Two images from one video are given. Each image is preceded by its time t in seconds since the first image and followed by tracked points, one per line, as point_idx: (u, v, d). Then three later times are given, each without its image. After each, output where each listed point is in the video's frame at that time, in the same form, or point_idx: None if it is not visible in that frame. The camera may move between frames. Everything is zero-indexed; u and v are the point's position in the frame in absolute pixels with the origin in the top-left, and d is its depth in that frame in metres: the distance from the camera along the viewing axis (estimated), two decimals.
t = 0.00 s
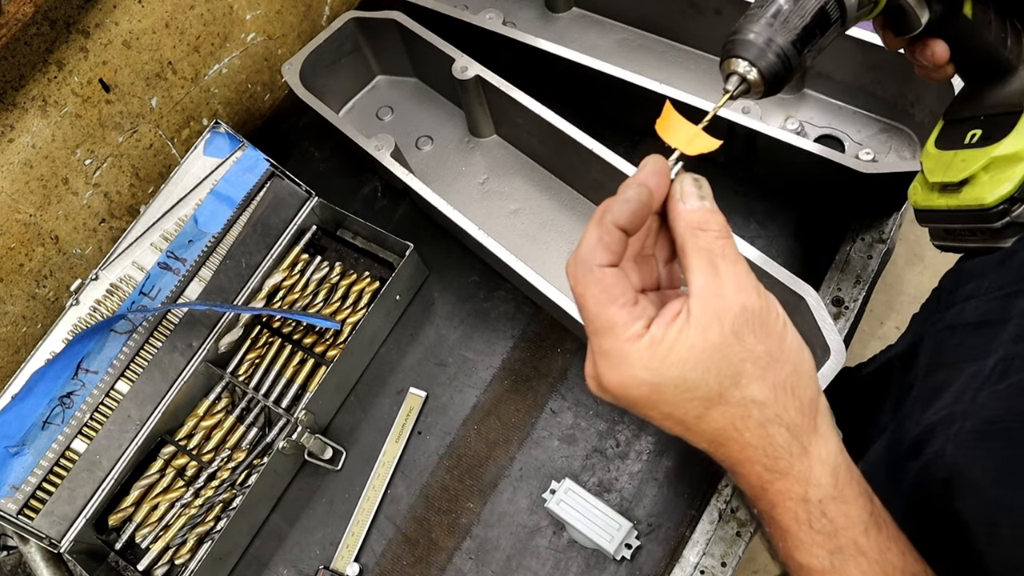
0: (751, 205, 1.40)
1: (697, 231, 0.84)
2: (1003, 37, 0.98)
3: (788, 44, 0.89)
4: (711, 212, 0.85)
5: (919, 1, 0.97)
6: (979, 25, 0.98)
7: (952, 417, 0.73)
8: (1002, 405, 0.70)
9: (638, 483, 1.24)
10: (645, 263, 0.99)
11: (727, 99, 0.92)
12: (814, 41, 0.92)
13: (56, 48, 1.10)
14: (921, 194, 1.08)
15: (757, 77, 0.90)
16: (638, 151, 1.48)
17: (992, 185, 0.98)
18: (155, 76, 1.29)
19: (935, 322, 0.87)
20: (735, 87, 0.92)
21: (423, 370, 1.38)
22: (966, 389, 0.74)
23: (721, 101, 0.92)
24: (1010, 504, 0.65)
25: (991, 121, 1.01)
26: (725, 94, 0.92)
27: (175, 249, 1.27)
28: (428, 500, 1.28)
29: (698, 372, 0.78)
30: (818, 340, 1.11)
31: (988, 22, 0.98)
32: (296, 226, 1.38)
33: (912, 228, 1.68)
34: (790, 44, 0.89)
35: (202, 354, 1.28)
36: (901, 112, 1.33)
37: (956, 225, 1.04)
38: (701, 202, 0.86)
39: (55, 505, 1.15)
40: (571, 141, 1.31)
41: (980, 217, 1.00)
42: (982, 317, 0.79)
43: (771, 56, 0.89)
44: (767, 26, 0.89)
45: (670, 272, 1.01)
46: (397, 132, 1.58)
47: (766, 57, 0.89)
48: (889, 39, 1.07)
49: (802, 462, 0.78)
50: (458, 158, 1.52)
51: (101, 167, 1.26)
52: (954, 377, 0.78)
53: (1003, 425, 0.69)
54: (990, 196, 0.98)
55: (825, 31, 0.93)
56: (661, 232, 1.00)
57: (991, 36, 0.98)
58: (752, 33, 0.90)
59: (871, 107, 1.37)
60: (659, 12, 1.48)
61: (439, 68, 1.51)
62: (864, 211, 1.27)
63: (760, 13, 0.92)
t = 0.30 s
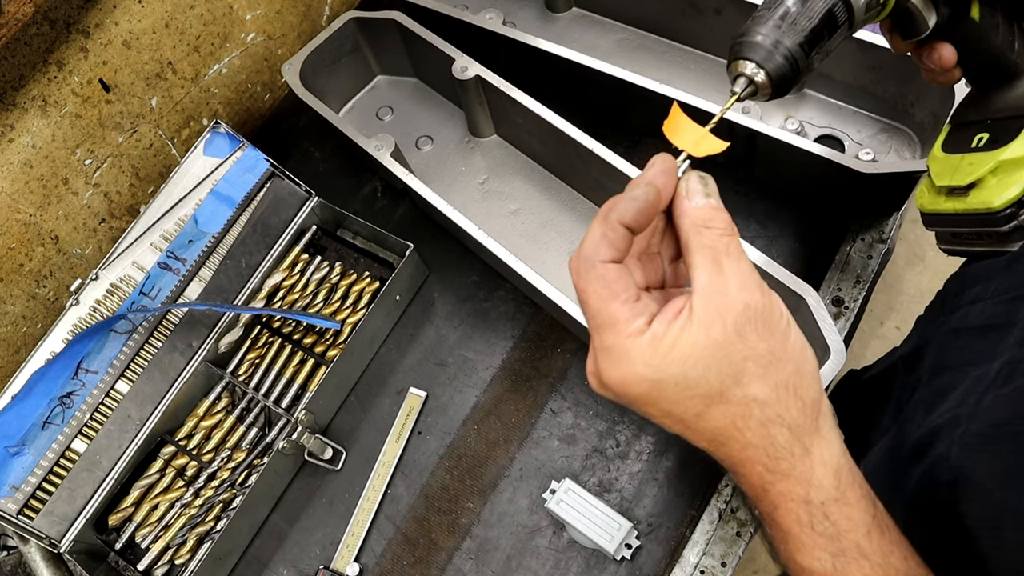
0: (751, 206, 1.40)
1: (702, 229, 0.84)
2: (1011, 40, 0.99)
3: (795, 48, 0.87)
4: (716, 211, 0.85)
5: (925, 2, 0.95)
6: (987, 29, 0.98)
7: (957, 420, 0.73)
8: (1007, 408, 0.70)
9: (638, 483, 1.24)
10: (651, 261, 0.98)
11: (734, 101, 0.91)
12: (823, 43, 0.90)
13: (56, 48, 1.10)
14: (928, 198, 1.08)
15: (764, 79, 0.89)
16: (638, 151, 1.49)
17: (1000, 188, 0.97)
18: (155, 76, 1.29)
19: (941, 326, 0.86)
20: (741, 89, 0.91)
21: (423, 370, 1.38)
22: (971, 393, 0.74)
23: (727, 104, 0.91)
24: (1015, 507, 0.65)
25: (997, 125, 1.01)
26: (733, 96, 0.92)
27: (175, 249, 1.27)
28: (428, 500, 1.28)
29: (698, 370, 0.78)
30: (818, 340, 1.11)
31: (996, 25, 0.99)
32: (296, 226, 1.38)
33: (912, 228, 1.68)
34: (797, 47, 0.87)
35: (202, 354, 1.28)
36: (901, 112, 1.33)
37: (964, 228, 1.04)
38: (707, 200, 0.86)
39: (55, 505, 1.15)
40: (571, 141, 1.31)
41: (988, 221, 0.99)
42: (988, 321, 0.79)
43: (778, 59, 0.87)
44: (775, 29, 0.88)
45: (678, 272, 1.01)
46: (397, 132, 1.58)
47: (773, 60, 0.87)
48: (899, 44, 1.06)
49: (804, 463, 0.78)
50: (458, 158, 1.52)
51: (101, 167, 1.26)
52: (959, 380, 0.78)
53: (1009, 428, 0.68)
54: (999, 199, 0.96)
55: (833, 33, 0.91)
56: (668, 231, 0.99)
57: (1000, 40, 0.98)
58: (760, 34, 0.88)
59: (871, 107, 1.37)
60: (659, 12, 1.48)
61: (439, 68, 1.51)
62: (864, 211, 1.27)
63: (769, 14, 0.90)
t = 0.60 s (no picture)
0: (751, 206, 1.40)
1: (689, 252, 0.78)
2: (1017, 45, 0.97)
3: (804, 53, 0.87)
4: (703, 232, 0.79)
5: (931, 7, 0.96)
6: (992, 32, 0.97)
7: (961, 427, 0.73)
8: (1015, 413, 0.69)
9: (638, 483, 1.24)
10: (640, 284, 0.93)
11: (740, 105, 0.91)
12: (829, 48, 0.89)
13: (56, 48, 1.10)
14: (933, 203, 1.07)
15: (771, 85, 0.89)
16: (638, 151, 1.49)
17: (1005, 194, 0.96)
18: (155, 76, 1.29)
19: (950, 328, 0.86)
20: (747, 94, 0.91)
21: (423, 370, 1.38)
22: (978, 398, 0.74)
23: (733, 108, 0.90)
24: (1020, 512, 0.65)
25: (1002, 131, 1.01)
26: (739, 100, 0.91)
27: (175, 249, 1.27)
28: (428, 500, 1.28)
29: (688, 400, 0.72)
30: (818, 340, 1.11)
31: (1002, 29, 0.97)
32: (296, 226, 1.38)
33: (912, 228, 1.68)
34: (803, 51, 0.87)
35: (202, 354, 1.28)
36: (901, 113, 1.33)
37: (968, 233, 1.02)
38: (692, 223, 0.80)
39: (55, 506, 1.15)
40: (571, 142, 1.31)
41: (992, 227, 0.98)
42: (994, 326, 0.79)
43: (784, 63, 0.87)
44: (781, 35, 0.87)
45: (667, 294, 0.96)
46: (397, 132, 1.58)
47: (780, 65, 0.87)
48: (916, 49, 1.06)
49: (797, 486, 0.71)
50: (458, 158, 1.52)
51: (101, 167, 1.26)
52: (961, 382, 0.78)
53: (1013, 434, 0.68)
54: (1002, 205, 0.95)
55: (839, 38, 0.90)
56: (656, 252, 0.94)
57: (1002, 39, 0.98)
58: (766, 39, 0.88)
59: (871, 107, 1.37)
60: (659, 12, 1.48)
61: (439, 68, 1.51)
62: (863, 211, 1.28)
63: (775, 20, 0.90)
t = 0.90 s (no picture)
0: (751, 206, 1.40)
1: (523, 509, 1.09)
2: None
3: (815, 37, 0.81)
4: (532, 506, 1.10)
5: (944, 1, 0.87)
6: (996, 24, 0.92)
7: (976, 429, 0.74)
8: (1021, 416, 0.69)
9: (638, 483, 1.24)
10: None
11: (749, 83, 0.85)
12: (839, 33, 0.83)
13: (56, 48, 1.10)
14: (932, 201, 1.01)
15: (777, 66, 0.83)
16: (638, 151, 1.48)
17: (1002, 193, 0.89)
18: (155, 76, 1.29)
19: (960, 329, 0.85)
20: (754, 74, 0.84)
21: (423, 370, 1.38)
22: (986, 403, 0.75)
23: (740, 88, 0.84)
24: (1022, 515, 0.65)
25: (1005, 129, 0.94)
26: (745, 80, 0.85)
27: (175, 249, 1.27)
28: (428, 500, 1.28)
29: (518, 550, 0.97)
30: (818, 340, 1.11)
31: (1012, 27, 0.90)
32: (296, 226, 1.38)
33: (912, 228, 1.68)
34: (815, 34, 0.81)
35: (202, 354, 1.28)
36: (901, 112, 1.33)
37: (967, 232, 0.96)
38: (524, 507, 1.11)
39: (55, 505, 1.15)
40: (571, 142, 1.31)
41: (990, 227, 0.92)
42: (1007, 332, 0.77)
43: (793, 45, 0.81)
44: (789, 18, 0.81)
45: None
46: (397, 132, 1.58)
47: (790, 47, 0.81)
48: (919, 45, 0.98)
49: None
50: (459, 158, 1.52)
51: (101, 167, 1.26)
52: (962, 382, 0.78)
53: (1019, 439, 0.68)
54: (1000, 203, 0.89)
55: (849, 23, 0.84)
56: None
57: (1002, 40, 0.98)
58: (774, 19, 0.82)
59: (871, 107, 1.37)
60: (659, 12, 1.48)
61: (439, 67, 1.51)
62: (863, 211, 1.27)
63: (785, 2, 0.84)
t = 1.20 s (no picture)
0: (751, 206, 1.40)
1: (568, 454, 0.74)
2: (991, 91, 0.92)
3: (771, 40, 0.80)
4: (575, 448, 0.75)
5: (918, 28, 0.86)
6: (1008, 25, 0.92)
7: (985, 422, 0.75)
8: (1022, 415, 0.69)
9: (638, 483, 1.24)
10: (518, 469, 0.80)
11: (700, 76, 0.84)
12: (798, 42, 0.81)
13: (56, 48, 1.10)
14: (866, 222, 1.01)
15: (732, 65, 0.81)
16: (638, 151, 1.48)
17: (933, 231, 0.92)
18: (155, 76, 1.29)
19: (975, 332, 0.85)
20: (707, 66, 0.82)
21: (423, 370, 1.38)
22: (998, 395, 0.76)
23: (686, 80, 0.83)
24: None
25: (953, 166, 0.95)
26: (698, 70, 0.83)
27: (175, 249, 1.27)
28: (428, 500, 1.28)
29: (562, 530, 0.67)
30: (818, 340, 1.12)
31: (982, 69, 0.91)
32: (296, 226, 1.38)
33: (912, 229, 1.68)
34: (773, 38, 0.80)
35: (202, 354, 1.28)
36: (900, 113, 1.33)
37: (894, 261, 0.99)
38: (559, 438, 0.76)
39: (55, 505, 1.15)
40: (571, 142, 1.31)
41: (914, 259, 0.95)
42: None
43: (751, 44, 0.80)
44: (751, 15, 0.80)
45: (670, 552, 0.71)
46: (397, 132, 1.58)
47: (745, 46, 0.79)
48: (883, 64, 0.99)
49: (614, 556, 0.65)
50: (458, 158, 1.52)
51: (101, 167, 1.26)
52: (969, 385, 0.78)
53: None
54: (928, 242, 0.92)
55: (813, 34, 0.82)
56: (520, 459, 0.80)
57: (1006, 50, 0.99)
58: (737, 14, 0.80)
59: (871, 107, 1.37)
60: (659, 11, 1.48)
61: (439, 68, 1.52)
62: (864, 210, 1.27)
63: None
